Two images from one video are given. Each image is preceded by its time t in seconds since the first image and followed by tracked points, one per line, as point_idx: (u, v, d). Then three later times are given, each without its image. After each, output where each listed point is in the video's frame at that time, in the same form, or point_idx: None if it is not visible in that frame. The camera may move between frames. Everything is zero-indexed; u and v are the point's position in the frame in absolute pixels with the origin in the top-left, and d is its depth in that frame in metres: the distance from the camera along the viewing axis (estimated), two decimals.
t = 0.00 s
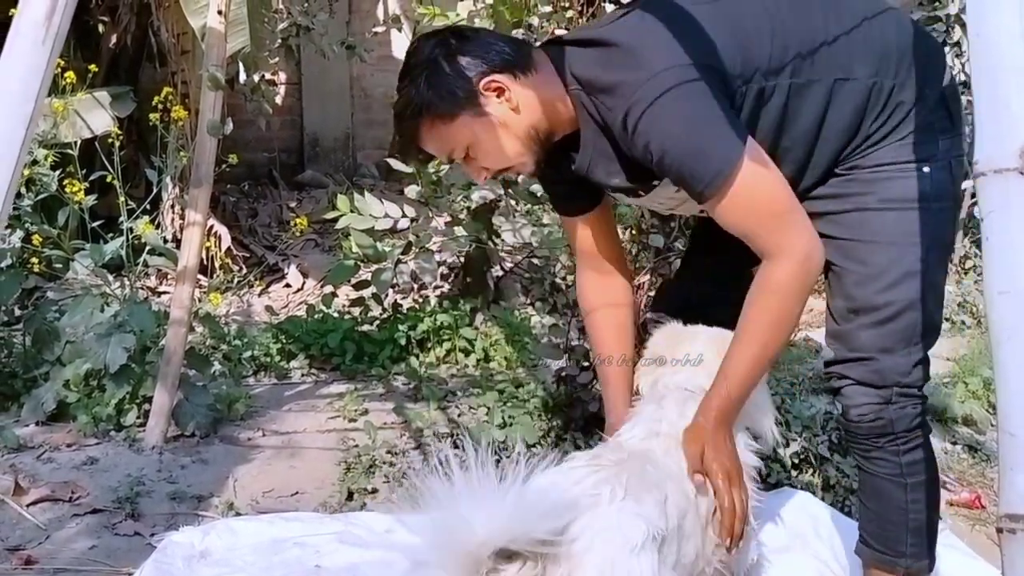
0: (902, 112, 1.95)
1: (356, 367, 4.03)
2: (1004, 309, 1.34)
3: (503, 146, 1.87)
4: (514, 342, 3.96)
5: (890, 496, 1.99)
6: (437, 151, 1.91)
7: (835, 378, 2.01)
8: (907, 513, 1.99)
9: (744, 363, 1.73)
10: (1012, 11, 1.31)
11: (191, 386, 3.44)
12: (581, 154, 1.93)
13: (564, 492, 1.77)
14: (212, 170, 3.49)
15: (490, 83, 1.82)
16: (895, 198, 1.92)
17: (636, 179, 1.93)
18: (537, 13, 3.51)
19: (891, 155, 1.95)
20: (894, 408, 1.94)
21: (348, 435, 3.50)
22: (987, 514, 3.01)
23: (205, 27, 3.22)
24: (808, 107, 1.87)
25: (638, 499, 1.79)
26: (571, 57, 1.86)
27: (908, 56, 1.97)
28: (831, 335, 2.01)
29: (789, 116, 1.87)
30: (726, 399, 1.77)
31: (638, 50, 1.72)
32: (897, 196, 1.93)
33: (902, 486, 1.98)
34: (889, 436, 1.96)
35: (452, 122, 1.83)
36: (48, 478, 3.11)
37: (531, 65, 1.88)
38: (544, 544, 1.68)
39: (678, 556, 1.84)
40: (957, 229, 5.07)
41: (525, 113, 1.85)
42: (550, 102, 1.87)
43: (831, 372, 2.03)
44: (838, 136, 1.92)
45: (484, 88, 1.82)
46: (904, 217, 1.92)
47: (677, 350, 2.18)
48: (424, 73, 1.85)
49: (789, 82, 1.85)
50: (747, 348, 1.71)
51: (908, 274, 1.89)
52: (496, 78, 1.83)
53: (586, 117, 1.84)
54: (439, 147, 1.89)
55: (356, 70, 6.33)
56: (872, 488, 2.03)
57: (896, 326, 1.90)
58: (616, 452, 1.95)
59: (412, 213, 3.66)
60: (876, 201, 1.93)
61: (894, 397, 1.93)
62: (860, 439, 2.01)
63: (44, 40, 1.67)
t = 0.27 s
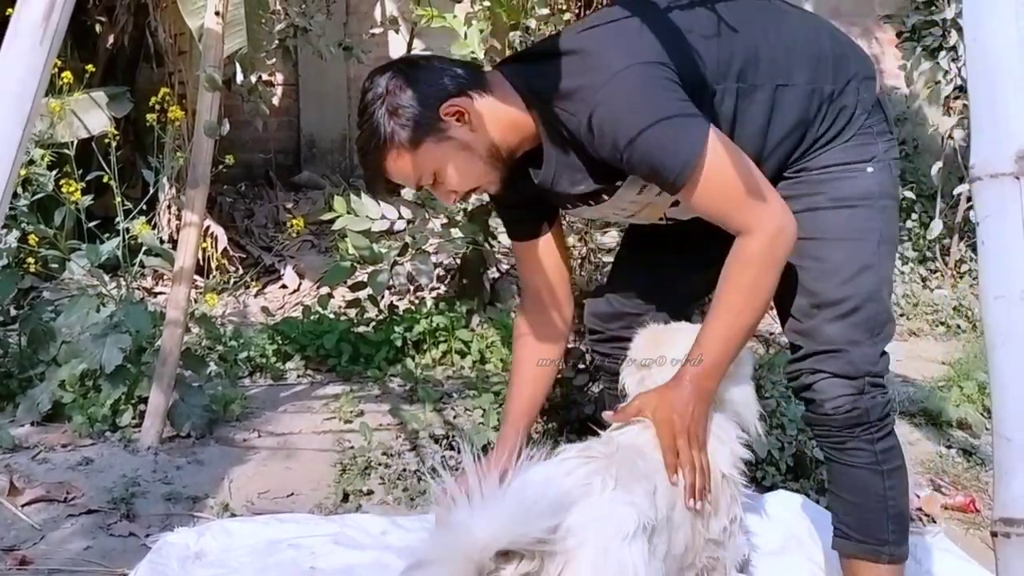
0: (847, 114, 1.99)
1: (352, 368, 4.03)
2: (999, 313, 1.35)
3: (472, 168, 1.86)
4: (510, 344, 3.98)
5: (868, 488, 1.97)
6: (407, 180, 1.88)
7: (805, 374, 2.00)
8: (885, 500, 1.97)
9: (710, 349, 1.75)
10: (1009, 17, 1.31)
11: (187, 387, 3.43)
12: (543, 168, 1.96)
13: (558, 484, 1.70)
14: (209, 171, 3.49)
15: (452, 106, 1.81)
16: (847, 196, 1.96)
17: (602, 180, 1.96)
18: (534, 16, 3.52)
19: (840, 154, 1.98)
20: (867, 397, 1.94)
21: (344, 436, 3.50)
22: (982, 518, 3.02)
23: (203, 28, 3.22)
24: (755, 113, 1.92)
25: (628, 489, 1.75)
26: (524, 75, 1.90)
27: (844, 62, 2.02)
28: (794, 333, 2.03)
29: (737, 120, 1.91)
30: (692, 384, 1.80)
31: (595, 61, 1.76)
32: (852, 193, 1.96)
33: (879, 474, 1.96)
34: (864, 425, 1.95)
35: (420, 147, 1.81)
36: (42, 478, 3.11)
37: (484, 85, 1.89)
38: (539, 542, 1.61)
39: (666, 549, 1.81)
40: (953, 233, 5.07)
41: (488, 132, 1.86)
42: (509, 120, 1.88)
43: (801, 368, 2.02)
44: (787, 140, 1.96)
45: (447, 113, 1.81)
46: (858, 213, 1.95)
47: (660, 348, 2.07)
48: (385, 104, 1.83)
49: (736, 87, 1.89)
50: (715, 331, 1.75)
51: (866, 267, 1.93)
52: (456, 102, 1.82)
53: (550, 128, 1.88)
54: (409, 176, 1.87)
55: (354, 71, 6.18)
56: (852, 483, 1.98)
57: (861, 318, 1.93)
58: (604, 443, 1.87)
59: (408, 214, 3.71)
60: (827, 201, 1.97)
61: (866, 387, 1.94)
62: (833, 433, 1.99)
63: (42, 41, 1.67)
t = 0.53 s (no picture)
0: (813, 102, 2.05)
1: (348, 369, 4.06)
2: (994, 315, 1.35)
3: (473, 213, 1.80)
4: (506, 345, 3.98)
5: (830, 466, 2.01)
6: (407, 235, 1.83)
7: (783, 347, 2.00)
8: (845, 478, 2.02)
9: (691, 340, 1.81)
10: (1004, 19, 1.32)
11: (183, 388, 3.43)
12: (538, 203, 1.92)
13: (550, 488, 1.66)
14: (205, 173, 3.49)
15: (442, 155, 1.75)
16: (819, 172, 2.01)
17: (592, 201, 1.96)
18: (530, 18, 3.53)
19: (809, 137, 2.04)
20: (841, 379, 1.98)
21: (341, 437, 3.50)
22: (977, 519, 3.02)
23: (200, 29, 3.22)
24: (732, 111, 1.95)
25: (623, 489, 1.73)
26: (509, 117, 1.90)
27: (804, 53, 2.08)
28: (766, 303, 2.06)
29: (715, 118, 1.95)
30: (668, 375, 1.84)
31: (572, 84, 1.80)
32: (824, 169, 2.01)
33: (843, 453, 2.01)
34: (835, 408, 1.98)
35: (419, 198, 1.75)
36: (38, 480, 3.10)
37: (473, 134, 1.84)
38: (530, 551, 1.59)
39: (658, 546, 1.80)
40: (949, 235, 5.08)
41: (481, 177, 1.80)
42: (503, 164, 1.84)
43: (780, 340, 2.01)
44: (760, 130, 1.99)
45: (437, 162, 1.75)
46: (827, 185, 2.01)
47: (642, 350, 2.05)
48: (376, 159, 1.78)
49: (711, 85, 1.93)
50: (692, 315, 1.80)
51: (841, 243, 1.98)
52: (447, 150, 1.76)
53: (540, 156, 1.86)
54: (408, 230, 1.81)
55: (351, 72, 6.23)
56: (815, 460, 2.01)
57: (836, 291, 1.97)
58: (598, 444, 1.87)
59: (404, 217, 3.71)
60: (802, 176, 2.01)
61: (841, 366, 1.97)
62: (802, 413, 2.00)
63: (37, 41, 1.67)
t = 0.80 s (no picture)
0: (830, 100, 2.03)
1: (348, 370, 4.05)
2: (994, 314, 1.35)
3: (482, 189, 1.81)
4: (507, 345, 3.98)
5: (816, 472, 2.04)
6: (416, 210, 1.84)
7: (772, 356, 2.04)
8: (831, 485, 2.05)
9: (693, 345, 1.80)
10: (1003, 16, 1.32)
11: (183, 389, 3.43)
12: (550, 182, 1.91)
13: (546, 492, 1.66)
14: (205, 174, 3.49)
15: (455, 128, 1.76)
16: (835, 184, 2.01)
17: (606, 186, 1.93)
18: (529, 18, 3.54)
19: (826, 144, 2.03)
20: (828, 388, 2.00)
21: (341, 438, 3.50)
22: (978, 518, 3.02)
23: (200, 29, 3.22)
24: (750, 104, 1.93)
25: (620, 489, 1.71)
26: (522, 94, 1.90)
27: (827, 49, 2.05)
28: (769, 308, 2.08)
29: (733, 112, 1.93)
30: (674, 373, 1.85)
31: (587, 66, 1.78)
32: (840, 181, 2.01)
33: (829, 459, 2.04)
34: (823, 415, 2.01)
35: (429, 169, 1.76)
36: (38, 481, 3.10)
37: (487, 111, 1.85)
38: (522, 559, 1.61)
39: (655, 544, 1.78)
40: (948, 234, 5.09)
41: (493, 153, 1.81)
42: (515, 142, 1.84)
43: (768, 349, 2.06)
44: (774, 124, 1.98)
45: (449, 136, 1.76)
46: (845, 203, 2.00)
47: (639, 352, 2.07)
48: (387, 132, 1.79)
49: (732, 78, 1.91)
50: (697, 321, 1.79)
51: (849, 256, 1.98)
52: (460, 124, 1.78)
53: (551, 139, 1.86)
54: (417, 205, 1.82)
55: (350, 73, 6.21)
56: (802, 465, 2.05)
57: (835, 305, 1.99)
58: (596, 444, 1.86)
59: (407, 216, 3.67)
60: (817, 188, 2.01)
61: (829, 376, 2.00)
62: (790, 418, 2.04)
63: (36, 42, 1.67)
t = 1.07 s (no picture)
0: (860, 96, 2.02)
1: (349, 369, 4.05)
2: (993, 312, 1.35)
3: (495, 128, 1.82)
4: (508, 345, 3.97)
5: (825, 470, 2.06)
6: (426, 142, 1.85)
7: (784, 358, 2.08)
8: (840, 484, 2.07)
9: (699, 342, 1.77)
10: (1003, 16, 1.32)
11: (184, 389, 3.43)
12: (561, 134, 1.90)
13: (538, 497, 1.72)
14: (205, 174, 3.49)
15: (475, 61, 1.79)
16: (859, 186, 1.99)
17: (617, 150, 1.91)
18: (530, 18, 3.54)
19: (847, 144, 2.02)
20: (840, 388, 2.02)
21: (342, 438, 3.50)
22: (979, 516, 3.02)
23: (199, 29, 3.22)
24: (778, 85, 1.93)
25: (617, 491, 1.74)
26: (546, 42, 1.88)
27: (864, 40, 2.04)
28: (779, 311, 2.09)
29: (759, 94, 1.93)
30: (675, 374, 1.79)
31: (615, 30, 1.77)
32: (863, 182, 2.00)
33: (838, 459, 2.06)
34: (833, 415, 2.03)
35: (445, 100, 1.78)
36: (39, 481, 3.10)
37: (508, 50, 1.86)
38: (517, 569, 1.64)
39: (653, 544, 1.79)
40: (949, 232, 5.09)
41: (511, 92, 1.82)
42: (533, 85, 1.85)
43: (781, 350, 2.09)
44: (802, 111, 1.98)
45: (469, 68, 1.79)
46: (864, 207, 1.99)
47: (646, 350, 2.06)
48: (403, 62, 1.80)
49: (763, 59, 1.90)
50: (702, 316, 1.75)
51: (865, 260, 1.97)
52: (480, 58, 1.80)
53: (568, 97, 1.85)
54: (428, 136, 1.83)
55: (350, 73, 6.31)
56: (810, 463, 2.07)
57: (848, 310, 1.99)
58: (594, 445, 1.90)
59: (405, 215, 3.63)
60: (838, 190, 2.00)
61: (841, 377, 2.02)
62: (799, 417, 2.07)
63: (37, 42, 1.67)
